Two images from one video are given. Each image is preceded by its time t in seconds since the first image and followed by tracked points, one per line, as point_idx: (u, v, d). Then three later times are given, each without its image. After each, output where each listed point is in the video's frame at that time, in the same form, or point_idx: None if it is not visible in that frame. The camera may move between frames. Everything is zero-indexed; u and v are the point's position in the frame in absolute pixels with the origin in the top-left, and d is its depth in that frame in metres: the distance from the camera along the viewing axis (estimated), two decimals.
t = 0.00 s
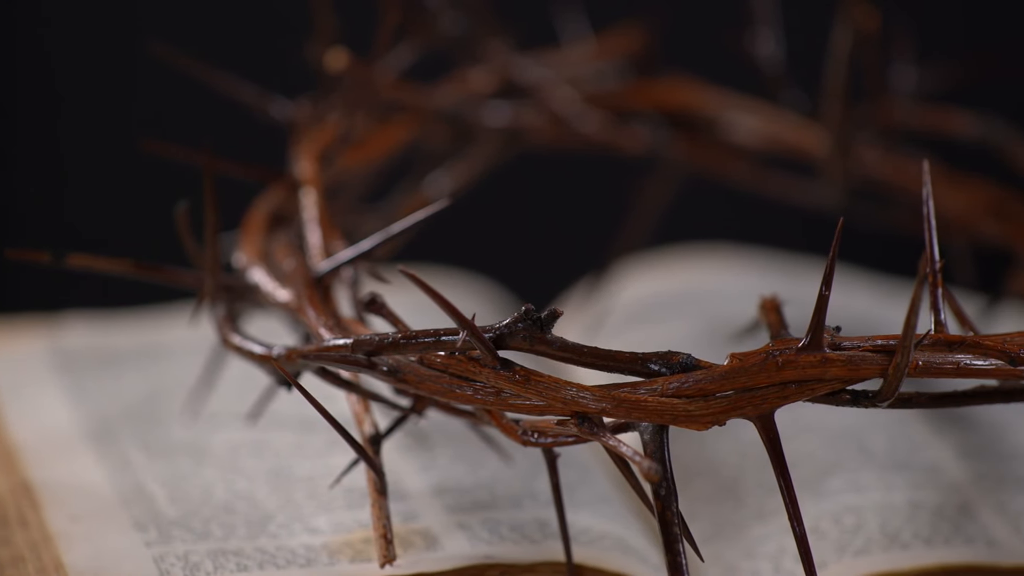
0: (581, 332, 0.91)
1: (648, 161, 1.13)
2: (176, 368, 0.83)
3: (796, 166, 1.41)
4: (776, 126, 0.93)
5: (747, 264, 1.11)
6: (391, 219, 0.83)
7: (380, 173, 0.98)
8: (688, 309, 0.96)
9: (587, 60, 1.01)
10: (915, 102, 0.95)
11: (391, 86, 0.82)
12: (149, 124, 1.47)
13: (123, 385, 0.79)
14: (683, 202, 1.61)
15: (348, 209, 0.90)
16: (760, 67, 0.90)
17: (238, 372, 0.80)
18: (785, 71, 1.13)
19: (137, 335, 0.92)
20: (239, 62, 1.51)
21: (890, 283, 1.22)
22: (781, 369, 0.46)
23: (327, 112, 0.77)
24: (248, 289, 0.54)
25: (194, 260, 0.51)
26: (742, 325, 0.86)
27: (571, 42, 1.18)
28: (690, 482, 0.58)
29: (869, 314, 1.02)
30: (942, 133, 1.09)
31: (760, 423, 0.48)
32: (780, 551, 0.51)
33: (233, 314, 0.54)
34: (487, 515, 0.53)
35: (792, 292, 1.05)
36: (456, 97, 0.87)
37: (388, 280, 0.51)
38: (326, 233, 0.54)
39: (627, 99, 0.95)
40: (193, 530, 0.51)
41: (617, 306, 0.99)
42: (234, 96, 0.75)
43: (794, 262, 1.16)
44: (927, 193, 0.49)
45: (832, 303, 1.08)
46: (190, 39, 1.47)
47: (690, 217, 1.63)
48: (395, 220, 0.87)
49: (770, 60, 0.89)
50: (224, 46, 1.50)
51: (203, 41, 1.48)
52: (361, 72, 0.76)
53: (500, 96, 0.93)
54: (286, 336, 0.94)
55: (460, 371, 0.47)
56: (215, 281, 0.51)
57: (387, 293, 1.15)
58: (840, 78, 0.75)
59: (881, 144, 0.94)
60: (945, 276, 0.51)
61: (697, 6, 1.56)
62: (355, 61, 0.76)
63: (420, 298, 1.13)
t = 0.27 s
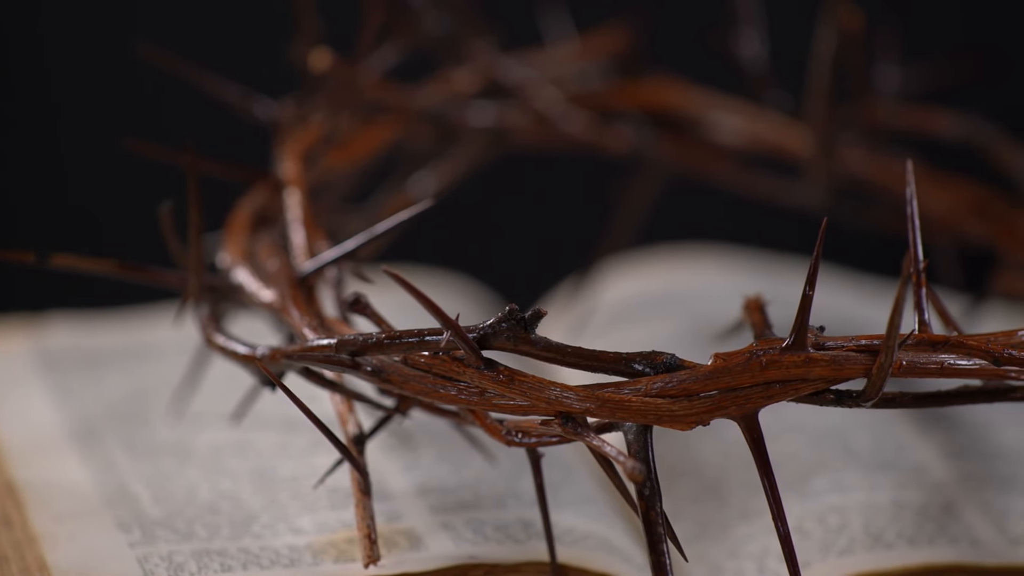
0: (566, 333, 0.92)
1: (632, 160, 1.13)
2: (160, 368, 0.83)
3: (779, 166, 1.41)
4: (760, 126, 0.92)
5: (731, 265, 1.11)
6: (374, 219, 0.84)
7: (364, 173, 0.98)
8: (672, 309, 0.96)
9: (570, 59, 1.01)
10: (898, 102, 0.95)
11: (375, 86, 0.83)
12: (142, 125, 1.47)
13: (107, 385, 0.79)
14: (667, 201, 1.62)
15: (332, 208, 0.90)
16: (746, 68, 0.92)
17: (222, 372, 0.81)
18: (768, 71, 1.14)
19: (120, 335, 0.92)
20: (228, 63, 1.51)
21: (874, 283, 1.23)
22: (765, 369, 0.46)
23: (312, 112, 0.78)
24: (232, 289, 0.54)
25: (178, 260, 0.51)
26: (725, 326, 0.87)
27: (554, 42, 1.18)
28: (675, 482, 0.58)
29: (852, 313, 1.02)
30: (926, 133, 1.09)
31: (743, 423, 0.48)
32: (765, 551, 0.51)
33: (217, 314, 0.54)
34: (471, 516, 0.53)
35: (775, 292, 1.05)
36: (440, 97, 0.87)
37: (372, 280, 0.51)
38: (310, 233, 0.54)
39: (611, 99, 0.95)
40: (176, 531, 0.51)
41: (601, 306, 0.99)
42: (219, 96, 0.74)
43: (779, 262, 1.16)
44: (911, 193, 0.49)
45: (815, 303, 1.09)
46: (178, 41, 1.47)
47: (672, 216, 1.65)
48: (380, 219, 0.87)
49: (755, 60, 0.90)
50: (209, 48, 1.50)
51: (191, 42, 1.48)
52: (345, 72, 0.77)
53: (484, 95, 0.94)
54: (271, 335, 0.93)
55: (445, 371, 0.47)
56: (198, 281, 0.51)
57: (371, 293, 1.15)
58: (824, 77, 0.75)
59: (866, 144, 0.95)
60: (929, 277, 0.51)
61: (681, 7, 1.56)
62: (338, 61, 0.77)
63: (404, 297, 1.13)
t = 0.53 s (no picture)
0: (549, 332, 0.93)
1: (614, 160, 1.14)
2: (144, 368, 0.83)
3: (761, 164, 1.41)
4: (746, 126, 0.94)
5: (716, 266, 1.12)
6: (358, 220, 0.84)
7: (347, 173, 0.98)
8: (656, 308, 0.98)
9: (554, 59, 1.01)
10: (881, 102, 0.96)
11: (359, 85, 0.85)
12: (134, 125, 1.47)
13: (90, 385, 0.79)
14: (651, 202, 1.63)
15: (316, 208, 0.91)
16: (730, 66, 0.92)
17: (206, 372, 0.81)
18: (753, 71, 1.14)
19: (102, 335, 0.92)
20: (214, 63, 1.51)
21: (858, 283, 1.23)
22: (748, 369, 0.46)
23: (295, 112, 0.79)
24: (215, 289, 0.54)
25: (161, 260, 0.51)
26: (708, 327, 0.89)
27: (537, 41, 1.19)
28: (657, 482, 0.58)
29: (835, 314, 1.03)
30: (909, 134, 1.10)
31: (727, 423, 0.48)
32: (748, 550, 0.51)
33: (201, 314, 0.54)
34: (454, 516, 0.53)
35: (759, 293, 1.05)
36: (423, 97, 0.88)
37: (355, 280, 0.51)
38: (293, 233, 0.54)
39: (594, 99, 0.94)
40: (160, 531, 0.51)
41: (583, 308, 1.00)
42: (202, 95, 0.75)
43: (764, 263, 1.17)
44: (894, 193, 0.50)
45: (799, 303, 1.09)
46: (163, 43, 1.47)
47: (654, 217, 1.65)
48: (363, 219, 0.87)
49: (739, 60, 0.90)
50: (191, 48, 1.50)
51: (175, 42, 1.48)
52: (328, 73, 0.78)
53: (467, 95, 0.94)
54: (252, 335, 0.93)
55: (428, 371, 0.47)
56: (181, 281, 0.51)
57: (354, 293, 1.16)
58: (807, 76, 0.76)
59: (848, 144, 0.96)
60: (911, 277, 0.51)
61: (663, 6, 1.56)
62: (321, 61, 0.78)
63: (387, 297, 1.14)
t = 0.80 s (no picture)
0: (532, 333, 0.93)
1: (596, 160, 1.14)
2: (126, 368, 0.83)
3: (743, 163, 1.41)
4: (729, 127, 0.93)
5: (699, 267, 1.12)
6: (338, 220, 0.84)
7: (327, 173, 0.98)
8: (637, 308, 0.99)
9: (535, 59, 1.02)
10: (861, 101, 0.97)
11: (339, 85, 0.83)
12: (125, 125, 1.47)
13: (71, 385, 0.79)
14: (633, 202, 1.62)
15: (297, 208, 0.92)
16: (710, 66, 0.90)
17: (187, 372, 0.81)
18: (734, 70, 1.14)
19: (83, 336, 0.92)
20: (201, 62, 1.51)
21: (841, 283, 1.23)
22: (729, 369, 0.46)
23: (276, 111, 0.79)
24: (196, 289, 0.54)
25: (143, 260, 0.51)
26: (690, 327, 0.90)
27: (518, 41, 1.19)
28: (638, 482, 0.58)
29: (817, 315, 1.04)
30: (890, 133, 1.10)
31: (708, 423, 0.48)
32: (730, 550, 0.51)
33: (182, 314, 0.54)
34: (436, 516, 0.53)
35: (742, 293, 1.05)
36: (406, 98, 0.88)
37: (337, 280, 0.51)
38: (274, 233, 0.54)
39: (577, 99, 0.92)
40: (142, 531, 0.51)
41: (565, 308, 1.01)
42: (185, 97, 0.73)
43: (747, 264, 1.17)
44: (876, 193, 0.50)
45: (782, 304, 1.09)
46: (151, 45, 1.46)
47: (636, 216, 1.64)
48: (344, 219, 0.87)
49: (717, 61, 0.89)
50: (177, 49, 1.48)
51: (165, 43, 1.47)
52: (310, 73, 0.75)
53: (449, 95, 0.95)
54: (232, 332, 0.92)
55: (409, 371, 0.47)
56: (163, 281, 0.51)
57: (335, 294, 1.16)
58: (788, 78, 0.76)
59: (832, 145, 0.97)
60: (893, 276, 0.51)
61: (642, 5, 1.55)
62: (303, 61, 0.76)
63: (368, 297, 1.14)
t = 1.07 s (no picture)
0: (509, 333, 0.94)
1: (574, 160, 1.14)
2: (104, 368, 0.83)
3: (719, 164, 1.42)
4: (703, 126, 0.94)
5: (678, 266, 1.13)
6: (315, 220, 0.84)
7: (305, 173, 0.99)
8: (617, 308, 0.99)
9: (513, 60, 1.03)
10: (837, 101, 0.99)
11: (316, 85, 0.83)
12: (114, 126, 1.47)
13: (48, 386, 0.79)
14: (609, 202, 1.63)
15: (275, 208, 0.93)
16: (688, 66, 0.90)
17: (164, 372, 0.81)
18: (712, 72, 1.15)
19: (61, 336, 0.92)
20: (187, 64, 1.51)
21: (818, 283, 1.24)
22: (707, 369, 0.46)
23: (255, 114, 0.77)
24: (173, 289, 0.54)
25: (120, 260, 0.51)
26: (669, 326, 0.90)
27: (496, 42, 1.20)
28: (615, 482, 0.58)
29: (795, 314, 1.04)
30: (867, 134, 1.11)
31: (685, 423, 0.48)
32: (707, 550, 0.51)
33: (159, 314, 0.54)
34: (413, 516, 0.53)
35: (720, 292, 1.06)
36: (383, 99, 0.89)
37: (314, 280, 0.51)
38: (251, 233, 0.54)
39: (555, 99, 0.96)
40: (119, 531, 0.51)
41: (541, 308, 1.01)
42: (161, 99, 0.72)
43: (725, 264, 1.18)
44: (853, 192, 0.50)
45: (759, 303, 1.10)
46: (131, 48, 1.47)
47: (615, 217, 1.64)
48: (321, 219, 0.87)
49: (695, 60, 0.88)
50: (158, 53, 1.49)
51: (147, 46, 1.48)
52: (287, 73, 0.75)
53: (426, 95, 0.95)
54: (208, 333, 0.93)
55: (386, 371, 0.47)
56: (140, 281, 0.51)
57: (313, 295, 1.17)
58: (766, 78, 0.77)
59: (807, 144, 0.97)
60: (871, 276, 0.50)
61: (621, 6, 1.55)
62: (280, 62, 0.75)
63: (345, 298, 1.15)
